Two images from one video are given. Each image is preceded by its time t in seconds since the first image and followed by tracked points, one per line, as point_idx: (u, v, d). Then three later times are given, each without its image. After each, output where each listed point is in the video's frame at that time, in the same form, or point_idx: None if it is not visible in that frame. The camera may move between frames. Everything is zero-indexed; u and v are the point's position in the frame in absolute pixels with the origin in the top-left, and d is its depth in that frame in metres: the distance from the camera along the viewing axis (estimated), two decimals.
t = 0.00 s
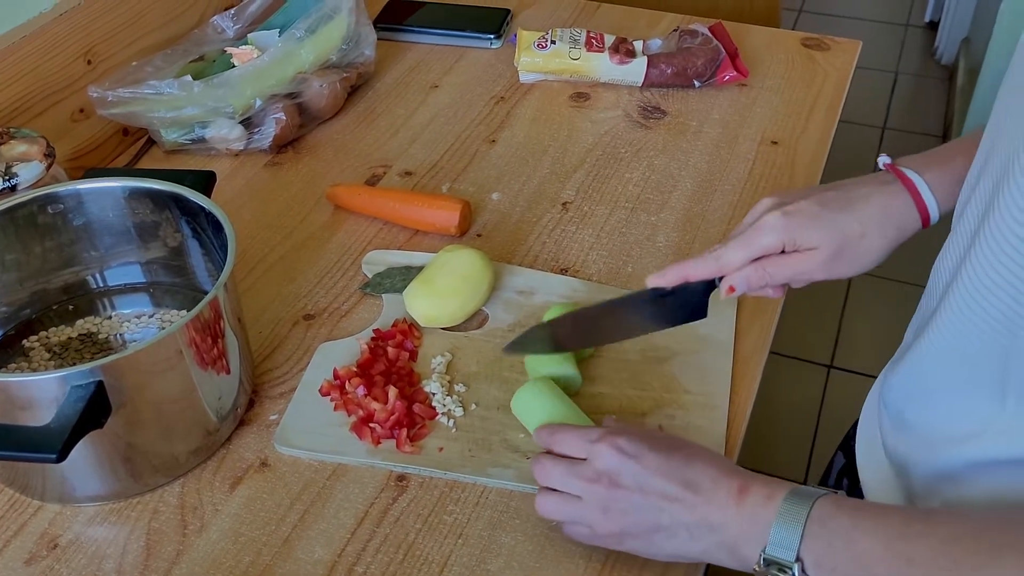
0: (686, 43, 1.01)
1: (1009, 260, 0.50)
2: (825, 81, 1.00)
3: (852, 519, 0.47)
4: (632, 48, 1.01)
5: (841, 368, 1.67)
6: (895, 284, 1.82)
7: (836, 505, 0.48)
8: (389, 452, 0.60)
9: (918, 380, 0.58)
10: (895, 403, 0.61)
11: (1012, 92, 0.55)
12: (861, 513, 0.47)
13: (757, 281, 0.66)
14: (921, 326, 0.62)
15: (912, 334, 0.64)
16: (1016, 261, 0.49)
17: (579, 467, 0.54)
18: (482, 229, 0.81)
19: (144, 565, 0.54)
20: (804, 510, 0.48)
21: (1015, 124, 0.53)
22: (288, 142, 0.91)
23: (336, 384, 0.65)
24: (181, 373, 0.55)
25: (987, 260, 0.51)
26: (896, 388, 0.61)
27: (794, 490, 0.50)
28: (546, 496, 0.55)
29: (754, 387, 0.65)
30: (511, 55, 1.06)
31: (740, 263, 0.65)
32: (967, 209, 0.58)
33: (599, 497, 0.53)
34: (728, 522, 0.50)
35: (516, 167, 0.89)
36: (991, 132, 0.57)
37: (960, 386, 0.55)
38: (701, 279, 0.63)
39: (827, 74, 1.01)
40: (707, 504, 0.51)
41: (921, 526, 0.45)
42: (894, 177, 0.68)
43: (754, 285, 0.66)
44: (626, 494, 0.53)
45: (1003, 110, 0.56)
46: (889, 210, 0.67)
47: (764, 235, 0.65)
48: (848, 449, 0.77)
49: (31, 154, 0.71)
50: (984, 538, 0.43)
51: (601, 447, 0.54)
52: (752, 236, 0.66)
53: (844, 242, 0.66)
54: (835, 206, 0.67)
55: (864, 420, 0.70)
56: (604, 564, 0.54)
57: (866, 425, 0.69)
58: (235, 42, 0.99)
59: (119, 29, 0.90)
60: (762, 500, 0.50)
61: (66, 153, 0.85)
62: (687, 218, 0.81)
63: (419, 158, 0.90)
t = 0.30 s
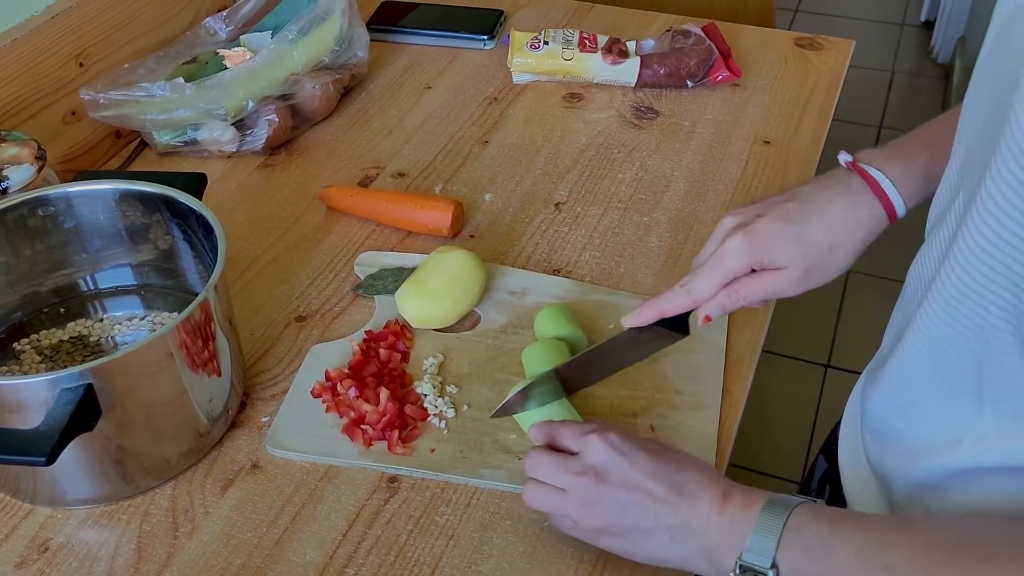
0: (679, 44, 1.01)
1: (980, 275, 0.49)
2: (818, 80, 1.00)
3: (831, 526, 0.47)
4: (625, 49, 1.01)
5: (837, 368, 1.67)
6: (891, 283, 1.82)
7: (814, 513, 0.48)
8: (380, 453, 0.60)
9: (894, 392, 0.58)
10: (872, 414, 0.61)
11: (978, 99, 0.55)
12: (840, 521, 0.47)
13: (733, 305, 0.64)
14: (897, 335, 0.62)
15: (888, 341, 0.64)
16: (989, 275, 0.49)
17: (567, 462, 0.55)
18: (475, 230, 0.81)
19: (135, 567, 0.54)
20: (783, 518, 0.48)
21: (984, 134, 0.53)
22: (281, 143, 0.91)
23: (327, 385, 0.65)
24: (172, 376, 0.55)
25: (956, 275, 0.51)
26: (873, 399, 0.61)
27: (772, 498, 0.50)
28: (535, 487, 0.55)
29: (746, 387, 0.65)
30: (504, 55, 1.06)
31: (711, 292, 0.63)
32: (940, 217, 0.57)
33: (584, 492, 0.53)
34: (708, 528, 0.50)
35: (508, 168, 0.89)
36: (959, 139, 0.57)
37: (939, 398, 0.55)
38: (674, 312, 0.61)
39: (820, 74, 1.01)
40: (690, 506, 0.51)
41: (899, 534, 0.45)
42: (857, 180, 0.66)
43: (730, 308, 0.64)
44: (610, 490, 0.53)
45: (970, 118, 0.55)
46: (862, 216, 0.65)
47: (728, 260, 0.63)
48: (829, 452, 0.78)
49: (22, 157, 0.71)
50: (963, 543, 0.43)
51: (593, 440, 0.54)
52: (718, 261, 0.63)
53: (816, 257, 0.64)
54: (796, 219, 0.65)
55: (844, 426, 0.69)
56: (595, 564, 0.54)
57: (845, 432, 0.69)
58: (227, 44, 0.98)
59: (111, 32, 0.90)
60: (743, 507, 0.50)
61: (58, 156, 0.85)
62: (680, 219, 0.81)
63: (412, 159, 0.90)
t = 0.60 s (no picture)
0: (674, 43, 1.01)
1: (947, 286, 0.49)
2: (813, 79, 1.00)
3: (827, 521, 0.47)
4: (619, 48, 1.01)
5: (834, 366, 1.67)
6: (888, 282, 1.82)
7: (811, 509, 0.48)
8: (375, 453, 0.60)
9: (872, 401, 0.57)
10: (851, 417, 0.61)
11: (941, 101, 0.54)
12: (836, 516, 0.47)
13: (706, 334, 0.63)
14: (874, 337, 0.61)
15: (866, 342, 0.64)
16: (955, 287, 0.48)
17: (564, 462, 0.54)
18: (469, 230, 0.81)
19: (129, 568, 0.54)
20: (780, 513, 0.48)
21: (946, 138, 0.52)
22: (275, 144, 0.91)
23: (322, 386, 0.65)
24: (165, 376, 0.55)
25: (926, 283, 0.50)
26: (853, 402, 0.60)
27: (771, 495, 0.50)
28: (530, 489, 0.55)
29: (740, 386, 0.65)
30: (499, 55, 1.06)
31: (680, 324, 0.62)
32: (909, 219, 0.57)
33: (583, 491, 0.53)
34: (706, 526, 0.50)
35: (503, 167, 0.88)
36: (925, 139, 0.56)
37: (912, 406, 0.54)
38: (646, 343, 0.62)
39: (815, 73, 1.01)
40: (687, 504, 0.51)
41: (891, 529, 0.45)
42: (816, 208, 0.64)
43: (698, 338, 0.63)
44: (610, 490, 0.53)
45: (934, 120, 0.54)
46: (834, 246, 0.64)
47: (693, 291, 0.62)
48: (809, 458, 0.78)
49: (15, 158, 0.71)
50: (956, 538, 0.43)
51: (591, 438, 0.54)
52: (684, 293, 0.63)
53: (777, 289, 0.63)
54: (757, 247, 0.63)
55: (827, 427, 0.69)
56: (590, 563, 0.54)
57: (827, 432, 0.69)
58: (221, 44, 0.98)
59: (104, 33, 0.90)
60: (743, 502, 0.50)
61: (52, 157, 0.85)
62: (675, 217, 0.81)
63: (406, 159, 0.90)
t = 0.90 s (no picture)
0: (671, 42, 1.01)
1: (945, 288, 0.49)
2: (810, 78, 1.00)
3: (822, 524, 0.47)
4: (617, 47, 1.01)
5: (833, 365, 1.67)
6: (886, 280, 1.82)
7: (808, 509, 0.48)
8: (372, 452, 0.60)
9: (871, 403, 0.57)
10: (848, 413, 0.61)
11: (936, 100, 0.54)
12: (832, 516, 0.48)
13: (736, 330, 0.67)
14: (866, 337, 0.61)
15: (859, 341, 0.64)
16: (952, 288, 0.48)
17: (557, 469, 0.54)
18: (467, 229, 0.81)
19: (127, 568, 0.54)
20: (775, 514, 0.49)
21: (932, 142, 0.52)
22: (273, 143, 0.91)
23: (319, 385, 0.65)
24: (163, 376, 0.55)
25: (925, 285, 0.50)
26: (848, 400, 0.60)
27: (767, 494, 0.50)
28: (526, 498, 0.54)
29: (738, 384, 0.65)
30: (496, 54, 1.06)
31: (713, 318, 0.66)
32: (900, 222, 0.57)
33: (578, 500, 0.53)
34: (701, 527, 0.50)
35: (501, 167, 0.88)
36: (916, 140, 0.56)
37: (907, 406, 0.54)
38: (680, 335, 0.65)
39: (813, 72, 1.01)
40: (682, 506, 0.51)
41: (891, 533, 0.45)
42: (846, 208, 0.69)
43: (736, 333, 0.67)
44: (603, 497, 0.53)
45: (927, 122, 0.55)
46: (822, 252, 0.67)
47: (730, 286, 0.66)
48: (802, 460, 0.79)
49: (12, 158, 0.71)
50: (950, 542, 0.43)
51: (580, 446, 0.54)
52: (719, 287, 0.67)
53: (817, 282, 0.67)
54: (799, 247, 0.68)
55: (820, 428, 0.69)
56: (588, 562, 0.54)
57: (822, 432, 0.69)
58: (218, 44, 0.98)
59: (101, 33, 0.90)
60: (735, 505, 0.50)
61: (49, 157, 0.85)
62: (672, 216, 0.81)
63: (404, 158, 0.90)
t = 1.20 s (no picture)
0: (674, 41, 1.01)
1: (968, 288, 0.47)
2: (813, 78, 1.00)
3: (867, 546, 0.45)
4: (620, 46, 1.01)
5: (835, 365, 1.67)
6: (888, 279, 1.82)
7: (848, 532, 0.46)
8: (377, 452, 0.60)
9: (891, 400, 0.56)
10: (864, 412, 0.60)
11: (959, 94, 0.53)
12: (876, 539, 0.45)
13: (749, 285, 0.65)
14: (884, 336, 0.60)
15: (875, 341, 0.63)
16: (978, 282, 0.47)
17: (580, 510, 0.53)
18: (470, 229, 0.81)
19: (133, 568, 0.54)
20: (818, 536, 0.46)
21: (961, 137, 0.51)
22: (275, 143, 0.91)
23: (324, 385, 0.65)
24: (167, 377, 0.55)
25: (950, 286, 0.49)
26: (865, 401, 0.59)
27: (807, 514, 0.48)
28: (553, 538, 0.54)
29: (742, 383, 0.65)
30: (499, 54, 1.06)
31: (724, 272, 0.65)
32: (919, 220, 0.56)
33: (607, 542, 0.52)
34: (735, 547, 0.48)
35: (503, 166, 0.88)
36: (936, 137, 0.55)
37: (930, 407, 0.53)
38: (685, 289, 0.63)
39: (816, 71, 1.01)
40: (712, 531, 0.48)
41: (940, 554, 0.42)
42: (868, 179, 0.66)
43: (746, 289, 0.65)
44: (628, 539, 0.51)
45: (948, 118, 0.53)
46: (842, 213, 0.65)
47: (745, 239, 0.65)
48: (815, 457, 0.79)
49: (15, 158, 0.71)
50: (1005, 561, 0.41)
51: (598, 492, 0.52)
52: (734, 243, 0.65)
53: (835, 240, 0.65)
54: (822, 203, 0.66)
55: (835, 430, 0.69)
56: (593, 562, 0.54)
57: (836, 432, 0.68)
58: (221, 44, 0.98)
59: (104, 33, 0.90)
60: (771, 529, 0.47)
61: (53, 157, 0.85)
62: (675, 215, 0.81)
63: (407, 158, 0.90)
